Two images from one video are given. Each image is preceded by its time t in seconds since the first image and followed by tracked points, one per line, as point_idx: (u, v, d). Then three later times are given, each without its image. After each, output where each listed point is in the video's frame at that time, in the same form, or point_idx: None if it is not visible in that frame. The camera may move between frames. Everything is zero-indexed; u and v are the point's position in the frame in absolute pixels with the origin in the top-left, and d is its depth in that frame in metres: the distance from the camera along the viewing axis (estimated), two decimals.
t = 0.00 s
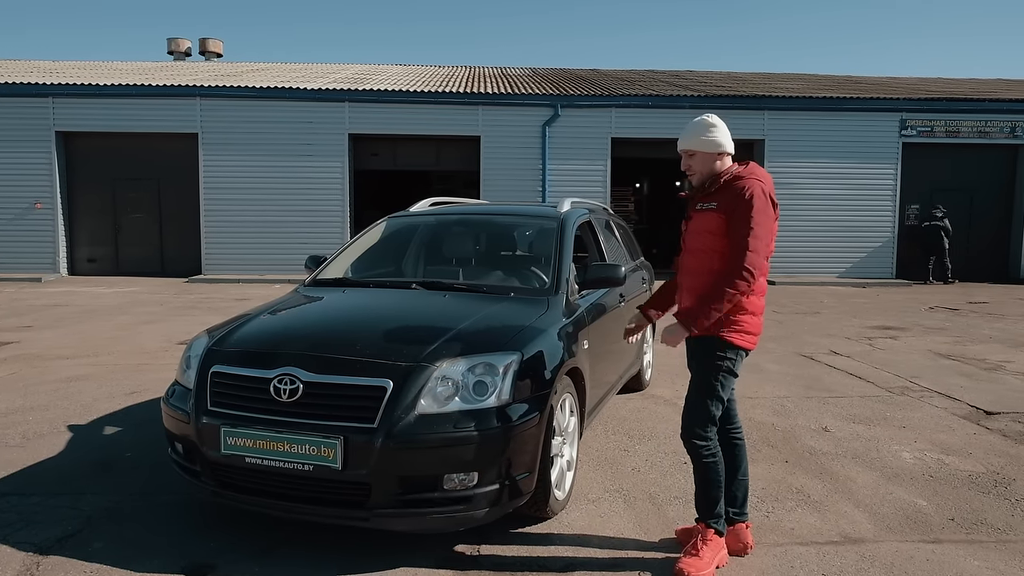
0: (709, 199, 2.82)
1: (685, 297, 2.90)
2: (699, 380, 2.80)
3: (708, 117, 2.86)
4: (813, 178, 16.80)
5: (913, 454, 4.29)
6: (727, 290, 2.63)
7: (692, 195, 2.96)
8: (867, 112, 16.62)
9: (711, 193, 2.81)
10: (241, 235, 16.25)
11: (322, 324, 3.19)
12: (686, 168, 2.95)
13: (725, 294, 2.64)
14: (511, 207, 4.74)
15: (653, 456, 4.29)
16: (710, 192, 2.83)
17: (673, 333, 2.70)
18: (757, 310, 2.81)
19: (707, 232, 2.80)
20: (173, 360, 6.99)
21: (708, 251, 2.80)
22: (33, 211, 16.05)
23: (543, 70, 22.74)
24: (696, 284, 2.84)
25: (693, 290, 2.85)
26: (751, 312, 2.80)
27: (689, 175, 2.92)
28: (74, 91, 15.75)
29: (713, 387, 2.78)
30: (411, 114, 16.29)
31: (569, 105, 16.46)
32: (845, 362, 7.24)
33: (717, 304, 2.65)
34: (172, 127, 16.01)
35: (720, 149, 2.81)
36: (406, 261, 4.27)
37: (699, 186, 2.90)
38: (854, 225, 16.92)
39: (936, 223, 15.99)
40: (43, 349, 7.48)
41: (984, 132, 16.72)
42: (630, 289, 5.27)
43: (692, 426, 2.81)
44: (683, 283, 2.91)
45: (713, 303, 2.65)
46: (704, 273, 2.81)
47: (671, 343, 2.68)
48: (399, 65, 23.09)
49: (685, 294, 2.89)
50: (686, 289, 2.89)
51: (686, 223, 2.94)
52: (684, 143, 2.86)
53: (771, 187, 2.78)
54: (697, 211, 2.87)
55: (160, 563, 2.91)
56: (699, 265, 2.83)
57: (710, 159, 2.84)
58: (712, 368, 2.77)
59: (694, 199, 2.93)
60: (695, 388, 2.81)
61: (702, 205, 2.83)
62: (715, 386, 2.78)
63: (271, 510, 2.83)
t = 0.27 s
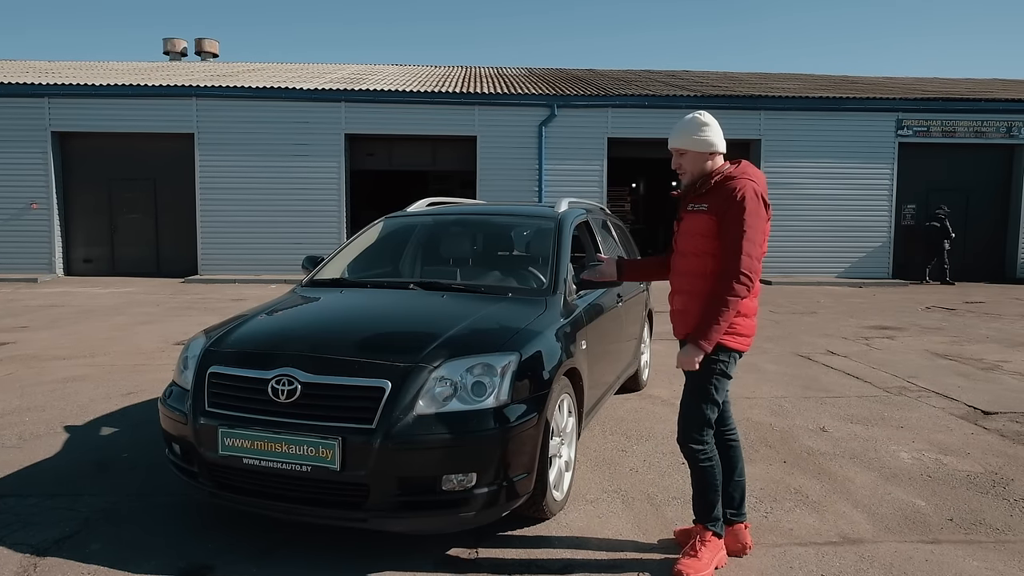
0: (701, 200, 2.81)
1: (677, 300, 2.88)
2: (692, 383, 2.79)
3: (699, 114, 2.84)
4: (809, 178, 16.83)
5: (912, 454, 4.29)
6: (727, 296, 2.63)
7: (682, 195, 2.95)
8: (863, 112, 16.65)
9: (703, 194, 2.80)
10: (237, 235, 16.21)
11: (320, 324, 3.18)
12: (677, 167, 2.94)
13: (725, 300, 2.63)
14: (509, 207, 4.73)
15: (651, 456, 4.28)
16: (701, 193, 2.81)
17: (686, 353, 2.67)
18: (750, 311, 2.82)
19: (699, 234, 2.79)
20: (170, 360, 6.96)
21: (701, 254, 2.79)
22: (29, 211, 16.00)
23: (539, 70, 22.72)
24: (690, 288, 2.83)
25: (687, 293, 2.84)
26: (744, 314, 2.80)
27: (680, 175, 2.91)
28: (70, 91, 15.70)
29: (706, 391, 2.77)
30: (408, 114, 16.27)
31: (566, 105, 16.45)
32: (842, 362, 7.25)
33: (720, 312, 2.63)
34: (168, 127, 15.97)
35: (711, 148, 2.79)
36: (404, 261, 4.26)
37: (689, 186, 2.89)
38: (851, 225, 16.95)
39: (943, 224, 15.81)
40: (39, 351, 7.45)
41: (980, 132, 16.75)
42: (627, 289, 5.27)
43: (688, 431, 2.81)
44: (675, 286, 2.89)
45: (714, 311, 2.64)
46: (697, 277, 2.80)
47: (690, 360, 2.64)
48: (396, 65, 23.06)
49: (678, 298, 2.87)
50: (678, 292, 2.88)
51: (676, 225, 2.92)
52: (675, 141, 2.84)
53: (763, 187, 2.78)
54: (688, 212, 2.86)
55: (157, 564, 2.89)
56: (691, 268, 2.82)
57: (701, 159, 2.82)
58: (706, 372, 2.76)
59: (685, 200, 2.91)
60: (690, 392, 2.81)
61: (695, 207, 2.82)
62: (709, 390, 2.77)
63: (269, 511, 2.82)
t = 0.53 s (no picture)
0: (693, 202, 2.79)
1: (672, 305, 2.86)
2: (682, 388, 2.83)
3: (691, 112, 2.81)
4: (807, 178, 16.85)
5: (911, 454, 4.29)
6: (733, 301, 2.61)
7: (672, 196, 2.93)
8: (861, 112, 16.67)
9: (694, 196, 2.79)
10: (236, 235, 16.20)
11: (319, 325, 3.17)
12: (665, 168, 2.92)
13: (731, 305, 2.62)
14: (508, 208, 4.73)
15: (650, 457, 4.29)
16: (692, 194, 2.80)
17: (729, 374, 2.61)
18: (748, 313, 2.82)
19: (691, 238, 2.79)
20: (169, 361, 6.95)
21: (696, 256, 2.78)
22: (27, 212, 15.98)
23: (537, 70, 22.74)
24: (687, 292, 2.81)
25: (684, 298, 2.82)
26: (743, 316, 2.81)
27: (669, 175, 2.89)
28: (67, 91, 15.68)
29: (703, 396, 2.80)
30: (406, 114, 16.27)
31: (564, 105, 16.46)
32: (841, 362, 7.26)
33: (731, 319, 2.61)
34: (167, 127, 15.96)
35: (702, 147, 2.77)
36: (402, 262, 4.26)
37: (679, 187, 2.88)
38: (849, 225, 16.97)
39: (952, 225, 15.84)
40: (37, 351, 7.45)
41: (978, 132, 16.81)
42: (626, 289, 5.27)
43: (688, 434, 2.82)
44: (670, 290, 2.87)
45: (735, 320, 2.59)
46: (694, 280, 2.79)
47: (743, 381, 2.59)
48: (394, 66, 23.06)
49: (673, 303, 2.86)
50: (673, 296, 2.86)
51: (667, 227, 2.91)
52: (665, 140, 2.82)
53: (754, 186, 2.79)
54: (680, 214, 2.85)
55: (157, 566, 2.89)
56: (687, 272, 2.81)
57: (691, 157, 2.80)
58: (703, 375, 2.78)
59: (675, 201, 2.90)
60: (684, 397, 2.83)
61: (687, 209, 2.81)
62: (704, 394, 2.80)
63: (268, 512, 2.81)
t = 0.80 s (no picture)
0: (689, 204, 2.80)
1: (668, 306, 2.90)
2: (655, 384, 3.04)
3: (686, 112, 2.80)
4: (807, 178, 16.87)
5: (911, 455, 4.30)
6: (726, 306, 2.62)
7: (669, 197, 2.94)
8: (860, 112, 16.68)
9: (691, 198, 2.79)
10: (235, 236, 16.21)
11: (319, 326, 3.18)
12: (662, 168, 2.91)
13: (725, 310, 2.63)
14: (508, 208, 4.73)
15: (650, 457, 4.29)
16: (688, 196, 2.80)
17: (700, 374, 2.64)
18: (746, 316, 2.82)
19: (688, 240, 2.79)
20: (168, 361, 6.96)
21: (691, 259, 2.79)
22: (27, 212, 15.98)
23: (537, 71, 22.76)
24: (682, 294, 2.83)
25: (679, 300, 2.85)
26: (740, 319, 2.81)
27: (666, 175, 2.88)
28: (67, 92, 15.68)
29: (705, 400, 2.77)
30: (406, 115, 16.28)
31: (563, 105, 16.47)
32: (840, 363, 7.27)
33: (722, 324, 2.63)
34: (166, 127, 15.96)
35: (698, 149, 2.76)
36: (402, 262, 4.26)
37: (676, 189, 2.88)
38: (848, 226, 16.99)
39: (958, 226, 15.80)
40: (37, 351, 7.45)
41: (977, 132, 16.83)
42: (626, 290, 5.28)
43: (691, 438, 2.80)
44: (667, 292, 2.89)
45: (722, 324, 2.61)
46: (690, 282, 2.81)
47: (709, 382, 2.63)
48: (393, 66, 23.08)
49: (669, 304, 2.89)
50: (670, 298, 2.88)
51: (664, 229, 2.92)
52: (659, 142, 2.81)
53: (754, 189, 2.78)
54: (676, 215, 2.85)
55: (157, 566, 2.89)
56: (683, 275, 2.83)
57: (685, 160, 2.80)
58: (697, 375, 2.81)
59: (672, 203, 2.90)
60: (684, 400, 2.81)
61: (683, 211, 2.81)
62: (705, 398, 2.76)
63: (268, 513, 2.81)
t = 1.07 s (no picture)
0: (686, 206, 2.77)
1: (662, 308, 2.87)
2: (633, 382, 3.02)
3: (674, 115, 2.78)
4: (807, 179, 16.87)
5: (911, 455, 4.30)
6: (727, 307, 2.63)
7: (662, 197, 2.91)
8: (860, 113, 16.68)
9: (687, 200, 2.77)
10: (235, 236, 16.21)
11: (320, 326, 3.18)
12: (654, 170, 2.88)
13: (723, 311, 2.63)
14: (508, 209, 4.73)
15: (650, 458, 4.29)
16: (684, 198, 2.78)
17: (688, 371, 2.62)
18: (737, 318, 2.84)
19: (684, 242, 2.77)
20: (169, 361, 6.96)
21: (687, 260, 2.77)
22: (27, 212, 15.98)
23: (537, 71, 22.76)
24: (679, 295, 2.82)
25: (675, 302, 2.83)
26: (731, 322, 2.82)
27: (659, 178, 2.86)
28: (67, 92, 15.68)
29: (703, 400, 2.76)
30: (406, 115, 16.27)
31: (563, 106, 16.46)
32: (840, 363, 7.27)
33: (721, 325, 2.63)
34: (166, 127, 15.96)
35: (688, 152, 2.75)
36: (403, 263, 4.26)
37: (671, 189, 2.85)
38: (848, 226, 16.99)
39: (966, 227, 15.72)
40: (38, 351, 7.45)
41: (977, 133, 16.82)
42: (626, 290, 5.28)
43: (691, 438, 2.80)
44: (661, 293, 2.87)
45: (719, 326, 2.61)
46: (686, 284, 2.80)
47: (692, 380, 2.60)
48: (393, 66, 23.09)
49: (664, 306, 2.86)
50: (664, 300, 2.86)
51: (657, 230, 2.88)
52: (651, 145, 2.80)
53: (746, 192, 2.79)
54: (670, 217, 2.82)
55: (158, 567, 2.89)
56: (678, 276, 2.81)
57: (675, 162, 2.78)
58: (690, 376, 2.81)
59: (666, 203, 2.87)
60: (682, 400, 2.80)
61: (679, 213, 2.78)
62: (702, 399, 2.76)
63: (269, 514, 2.81)
